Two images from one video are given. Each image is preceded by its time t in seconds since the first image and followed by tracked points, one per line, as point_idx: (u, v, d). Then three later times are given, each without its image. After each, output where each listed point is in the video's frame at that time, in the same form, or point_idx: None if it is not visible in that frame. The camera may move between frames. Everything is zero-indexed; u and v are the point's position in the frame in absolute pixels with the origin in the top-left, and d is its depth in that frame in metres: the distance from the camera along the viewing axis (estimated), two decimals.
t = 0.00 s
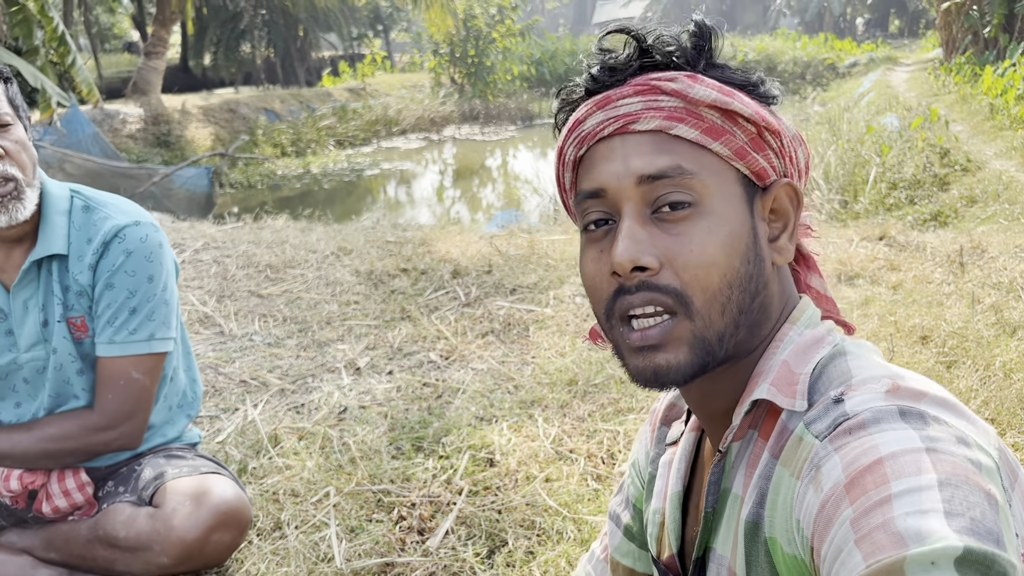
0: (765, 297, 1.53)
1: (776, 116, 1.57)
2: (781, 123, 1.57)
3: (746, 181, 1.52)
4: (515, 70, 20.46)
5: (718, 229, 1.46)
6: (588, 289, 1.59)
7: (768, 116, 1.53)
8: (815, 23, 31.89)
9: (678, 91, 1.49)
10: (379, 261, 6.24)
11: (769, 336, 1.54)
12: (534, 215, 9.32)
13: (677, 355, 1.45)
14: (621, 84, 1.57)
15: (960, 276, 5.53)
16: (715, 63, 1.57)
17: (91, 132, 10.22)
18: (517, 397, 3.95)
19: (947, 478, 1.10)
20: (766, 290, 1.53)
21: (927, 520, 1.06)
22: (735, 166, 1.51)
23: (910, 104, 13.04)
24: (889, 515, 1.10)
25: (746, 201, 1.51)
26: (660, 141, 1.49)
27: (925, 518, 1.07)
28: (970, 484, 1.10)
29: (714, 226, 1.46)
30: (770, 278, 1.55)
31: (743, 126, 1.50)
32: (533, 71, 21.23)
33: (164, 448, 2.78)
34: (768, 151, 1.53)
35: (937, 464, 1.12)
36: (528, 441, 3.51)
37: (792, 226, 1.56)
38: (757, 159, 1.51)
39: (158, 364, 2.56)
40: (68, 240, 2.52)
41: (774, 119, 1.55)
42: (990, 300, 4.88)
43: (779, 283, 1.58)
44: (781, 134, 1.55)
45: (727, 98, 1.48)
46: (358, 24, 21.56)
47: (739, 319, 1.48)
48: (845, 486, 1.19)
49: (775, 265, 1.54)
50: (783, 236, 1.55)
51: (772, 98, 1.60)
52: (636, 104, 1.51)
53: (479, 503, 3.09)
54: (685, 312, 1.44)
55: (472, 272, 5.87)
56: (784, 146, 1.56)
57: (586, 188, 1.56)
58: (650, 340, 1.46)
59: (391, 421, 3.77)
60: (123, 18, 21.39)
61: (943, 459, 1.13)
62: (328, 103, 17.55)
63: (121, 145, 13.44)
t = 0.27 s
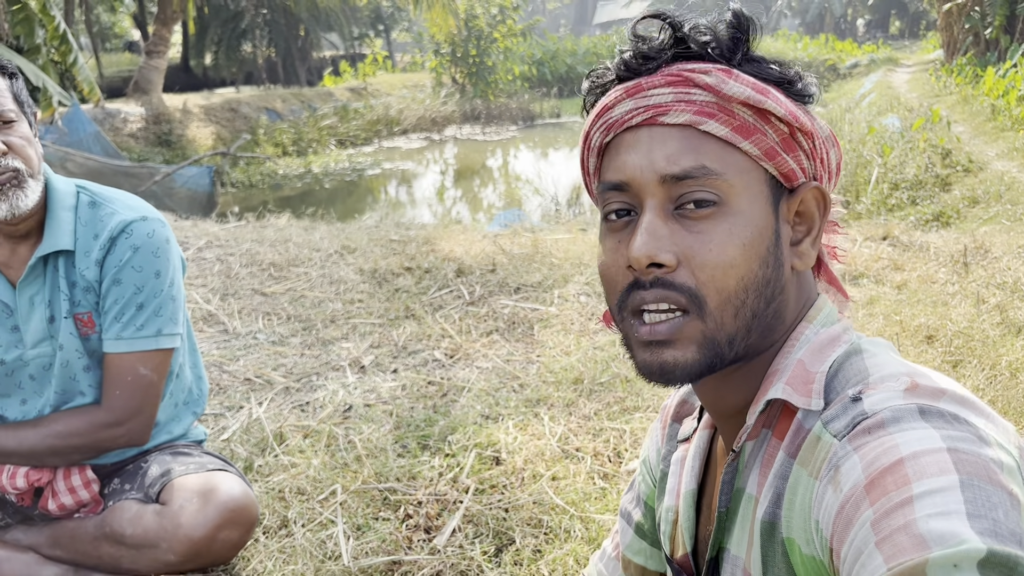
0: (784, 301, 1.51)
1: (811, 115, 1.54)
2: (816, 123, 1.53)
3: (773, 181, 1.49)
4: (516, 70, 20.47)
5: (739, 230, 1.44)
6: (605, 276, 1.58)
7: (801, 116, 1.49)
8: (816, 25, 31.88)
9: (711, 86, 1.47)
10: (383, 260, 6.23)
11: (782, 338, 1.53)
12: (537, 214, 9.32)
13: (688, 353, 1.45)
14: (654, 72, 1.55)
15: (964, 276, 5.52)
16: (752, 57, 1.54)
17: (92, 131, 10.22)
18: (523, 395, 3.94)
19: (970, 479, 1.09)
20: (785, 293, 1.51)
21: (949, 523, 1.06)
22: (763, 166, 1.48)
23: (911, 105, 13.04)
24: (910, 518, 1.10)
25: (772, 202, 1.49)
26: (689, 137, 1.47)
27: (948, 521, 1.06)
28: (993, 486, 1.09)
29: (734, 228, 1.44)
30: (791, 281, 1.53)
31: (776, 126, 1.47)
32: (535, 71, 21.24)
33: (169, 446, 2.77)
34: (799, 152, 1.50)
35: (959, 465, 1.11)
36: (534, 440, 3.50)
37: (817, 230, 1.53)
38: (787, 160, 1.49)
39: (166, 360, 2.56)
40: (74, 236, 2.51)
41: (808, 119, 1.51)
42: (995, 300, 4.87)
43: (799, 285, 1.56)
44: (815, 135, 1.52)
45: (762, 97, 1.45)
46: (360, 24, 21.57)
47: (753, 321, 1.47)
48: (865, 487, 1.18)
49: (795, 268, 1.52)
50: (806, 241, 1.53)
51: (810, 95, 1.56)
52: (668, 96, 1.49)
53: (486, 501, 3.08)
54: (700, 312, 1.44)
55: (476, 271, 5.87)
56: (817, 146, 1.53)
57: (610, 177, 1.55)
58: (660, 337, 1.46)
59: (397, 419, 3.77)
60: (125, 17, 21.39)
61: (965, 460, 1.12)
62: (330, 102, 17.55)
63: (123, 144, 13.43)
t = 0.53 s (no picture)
0: (795, 318, 1.50)
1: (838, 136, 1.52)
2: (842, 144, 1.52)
3: (791, 198, 1.48)
4: (517, 70, 20.46)
5: (751, 245, 1.43)
6: (618, 280, 1.58)
7: (827, 136, 1.48)
8: (818, 24, 31.81)
9: (736, 98, 1.46)
10: (385, 262, 6.22)
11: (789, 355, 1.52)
12: (538, 215, 9.30)
13: (691, 364, 1.45)
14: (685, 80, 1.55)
15: (967, 278, 5.51)
16: (783, 70, 1.52)
17: (93, 130, 10.20)
18: (525, 400, 3.93)
19: (979, 497, 1.08)
20: (798, 310, 1.50)
21: (958, 541, 1.04)
22: (782, 183, 1.47)
23: (912, 105, 13.03)
24: (920, 535, 1.08)
25: (789, 219, 1.47)
26: (709, 148, 1.47)
27: (956, 539, 1.05)
28: (1002, 503, 1.08)
29: (747, 243, 1.43)
30: (804, 299, 1.51)
31: (801, 144, 1.46)
32: (535, 70, 21.22)
33: (173, 452, 2.76)
34: (821, 171, 1.48)
35: (969, 483, 1.10)
36: (537, 446, 3.49)
37: (835, 250, 1.51)
38: (807, 179, 1.47)
39: (169, 367, 2.55)
40: (77, 242, 2.51)
41: (834, 139, 1.50)
42: (998, 304, 4.87)
43: (812, 303, 1.54)
44: (839, 155, 1.50)
45: (786, 113, 1.45)
46: (361, 24, 21.54)
47: (761, 337, 1.46)
48: (874, 504, 1.18)
49: (808, 286, 1.51)
50: (822, 259, 1.51)
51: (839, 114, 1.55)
52: (693, 105, 1.49)
53: (489, 508, 3.07)
54: (709, 324, 1.43)
55: (479, 273, 5.86)
56: (842, 166, 1.51)
57: (630, 182, 1.55)
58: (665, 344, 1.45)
59: (399, 423, 3.76)
60: (125, 17, 21.36)
61: (975, 477, 1.11)
62: (331, 102, 17.53)
63: (123, 144, 13.42)
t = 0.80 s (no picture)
0: (794, 331, 1.49)
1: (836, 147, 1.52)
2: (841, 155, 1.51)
3: (789, 211, 1.47)
4: (517, 69, 20.43)
5: (748, 259, 1.42)
6: (615, 293, 1.58)
7: (825, 148, 1.47)
8: (819, 22, 31.72)
9: (732, 110, 1.46)
10: (384, 263, 6.22)
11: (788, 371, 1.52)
12: (538, 214, 9.29)
13: (687, 378, 1.44)
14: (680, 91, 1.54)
15: (967, 280, 5.50)
16: (781, 81, 1.51)
17: (92, 130, 10.18)
18: (524, 404, 3.92)
19: (991, 515, 1.07)
20: (796, 324, 1.49)
21: (970, 559, 1.03)
22: (779, 195, 1.46)
23: (912, 104, 13.01)
24: (931, 552, 1.07)
25: (788, 231, 1.46)
26: (705, 160, 1.46)
27: (968, 557, 1.03)
28: (1014, 522, 1.07)
29: (744, 256, 1.42)
30: (803, 312, 1.50)
31: (796, 157, 1.45)
32: (535, 69, 21.18)
33: (171, 458, 2.75)
34: (819, 182, 1.48)
35: (981, 501, 1.09)
36: (536, 450, 3.49)
37: (834, 261, 1.50)
38: (805, 191, 1.46)
39: (166, 373, 2.53)
40: (74, 248, 2.50)
41: (832, 151, 1.49)
42: (998, 306, 4.85)
43: (812, 317, 1.53)
44: (837, 166, 1.49)
45: (782, 125, 1.44)
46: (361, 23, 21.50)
47: (759, 351, 1.45)
48: (885, 519, 1.16)
49: (807, 299, 1.50)
50: (821, 271, 1.50)
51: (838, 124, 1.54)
52: (688, 118, 1.48)
53: (487, 513, 3.07)
54: (706, 338, 1.42)
55: (478, 275, 5.85)
56: (840, 179, 1.50)
57: (626, 195, 1.54)
58: (662, 358, 1.45)
59: (398, 427, 3.75)
60: (125, 15, 21.33)
61: (986, 495, 1.10)
62: (331, 101, 17.51)
63: (123, 143, 13.40)
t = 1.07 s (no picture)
0: (762, 347, 1.50)
1: (792, 154, 1.47)
2: (797, 162, 1.47)
3: (740, 231, 1.46)
4: (516, 67, 20.42)
5: (699, 287, 1.43)
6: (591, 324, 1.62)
7: (768, 165, 1.44)
8: (818, 20, 31.66)
9: (666, 144, 1.46)
10: (382, 264, 6.23)
11: (765, 383, 1.52)
12: (537, 213, 9.28)
13: (655, 405, 1.48)
14: (618, 125, 1.55)
15: (964, 279, 5.50)
16: (725, 98, 1.48)
17: (92, 129, 10.18)
18: (522, 404, 3.93)
19: (983, 517, 1.08)
20: (762, 339, 1.49)
21: (961, 561, 1.03)
22: (727, 219, 1.46)
23: (912, 102, 13.01)
24: (923, 554, 1.08)
25: (740, 254, 1.46)
26: (647, 195, 1.48)
27: (959, 560, 1.04)
28: (1006, 524, 1.07)
29: (695, 285, 1.43)
30: (772, 327, 1.50)
31: (736, 179, 1.44)
32: (535, 67, 21.17)
33: (169, 460, 2.76)
34: (770, 199, 1.46)
35: (973, 503, 1.09)
36: (533, 451, 3.50)
37: (801, 271, 1.49)
38: (755, 210, 1.45)
39: (165, 376, 2.54)
40: (73, 252, 2.51)
41: (782, 163, 1.45)
42: (995, 305, 4.86)
43: (785, 327, 1.52)
44: (792, 177, 1.46)
45: (716, 153, 1.43)
46: (360, 21, 21.49)
47: (723, 372, 1.47)
48: (878, 521, 1.17)
49: (776, 313, 1.49)
50: (789, 282, 1.49)
51: (797, 126, 1.50)
52: (626, 155, 1.50)
53: (484, 514, 3.08)
54: (663, 368, 1.45)
55: (476, 275, 5.85)
56: (797, 187, 1.46)
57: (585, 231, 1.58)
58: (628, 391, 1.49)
59: (396, 428, 3.76)
60: (124, 13, 21.31)
61: (979, 497, 1.10)
62: (330, 99, 17.50)
63: (122, 142, 13.41)
